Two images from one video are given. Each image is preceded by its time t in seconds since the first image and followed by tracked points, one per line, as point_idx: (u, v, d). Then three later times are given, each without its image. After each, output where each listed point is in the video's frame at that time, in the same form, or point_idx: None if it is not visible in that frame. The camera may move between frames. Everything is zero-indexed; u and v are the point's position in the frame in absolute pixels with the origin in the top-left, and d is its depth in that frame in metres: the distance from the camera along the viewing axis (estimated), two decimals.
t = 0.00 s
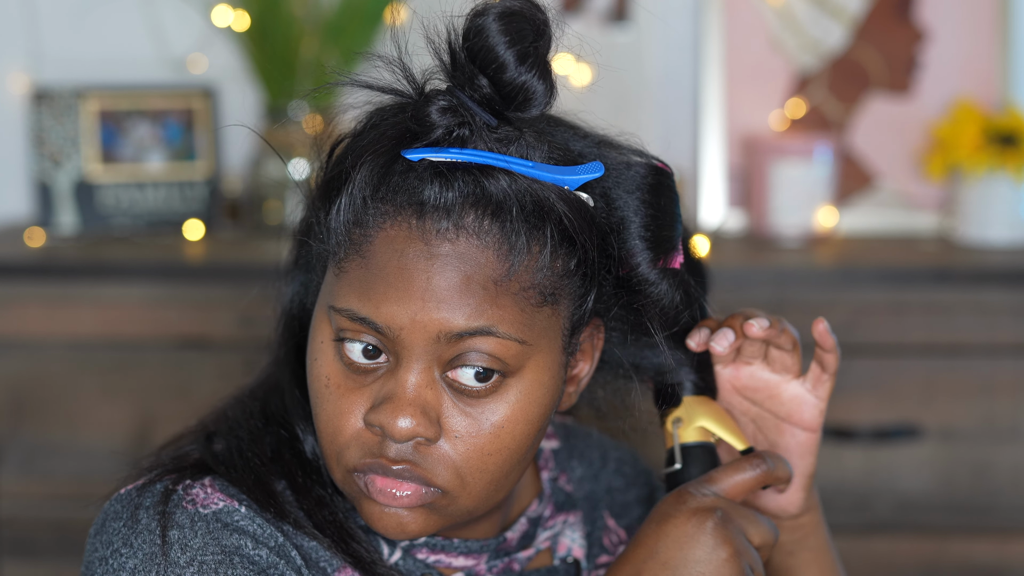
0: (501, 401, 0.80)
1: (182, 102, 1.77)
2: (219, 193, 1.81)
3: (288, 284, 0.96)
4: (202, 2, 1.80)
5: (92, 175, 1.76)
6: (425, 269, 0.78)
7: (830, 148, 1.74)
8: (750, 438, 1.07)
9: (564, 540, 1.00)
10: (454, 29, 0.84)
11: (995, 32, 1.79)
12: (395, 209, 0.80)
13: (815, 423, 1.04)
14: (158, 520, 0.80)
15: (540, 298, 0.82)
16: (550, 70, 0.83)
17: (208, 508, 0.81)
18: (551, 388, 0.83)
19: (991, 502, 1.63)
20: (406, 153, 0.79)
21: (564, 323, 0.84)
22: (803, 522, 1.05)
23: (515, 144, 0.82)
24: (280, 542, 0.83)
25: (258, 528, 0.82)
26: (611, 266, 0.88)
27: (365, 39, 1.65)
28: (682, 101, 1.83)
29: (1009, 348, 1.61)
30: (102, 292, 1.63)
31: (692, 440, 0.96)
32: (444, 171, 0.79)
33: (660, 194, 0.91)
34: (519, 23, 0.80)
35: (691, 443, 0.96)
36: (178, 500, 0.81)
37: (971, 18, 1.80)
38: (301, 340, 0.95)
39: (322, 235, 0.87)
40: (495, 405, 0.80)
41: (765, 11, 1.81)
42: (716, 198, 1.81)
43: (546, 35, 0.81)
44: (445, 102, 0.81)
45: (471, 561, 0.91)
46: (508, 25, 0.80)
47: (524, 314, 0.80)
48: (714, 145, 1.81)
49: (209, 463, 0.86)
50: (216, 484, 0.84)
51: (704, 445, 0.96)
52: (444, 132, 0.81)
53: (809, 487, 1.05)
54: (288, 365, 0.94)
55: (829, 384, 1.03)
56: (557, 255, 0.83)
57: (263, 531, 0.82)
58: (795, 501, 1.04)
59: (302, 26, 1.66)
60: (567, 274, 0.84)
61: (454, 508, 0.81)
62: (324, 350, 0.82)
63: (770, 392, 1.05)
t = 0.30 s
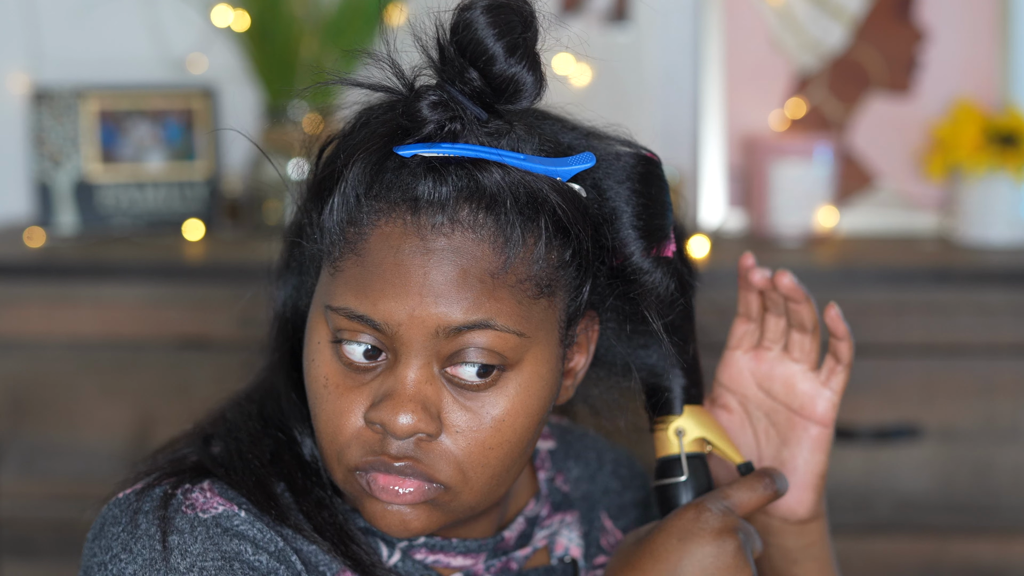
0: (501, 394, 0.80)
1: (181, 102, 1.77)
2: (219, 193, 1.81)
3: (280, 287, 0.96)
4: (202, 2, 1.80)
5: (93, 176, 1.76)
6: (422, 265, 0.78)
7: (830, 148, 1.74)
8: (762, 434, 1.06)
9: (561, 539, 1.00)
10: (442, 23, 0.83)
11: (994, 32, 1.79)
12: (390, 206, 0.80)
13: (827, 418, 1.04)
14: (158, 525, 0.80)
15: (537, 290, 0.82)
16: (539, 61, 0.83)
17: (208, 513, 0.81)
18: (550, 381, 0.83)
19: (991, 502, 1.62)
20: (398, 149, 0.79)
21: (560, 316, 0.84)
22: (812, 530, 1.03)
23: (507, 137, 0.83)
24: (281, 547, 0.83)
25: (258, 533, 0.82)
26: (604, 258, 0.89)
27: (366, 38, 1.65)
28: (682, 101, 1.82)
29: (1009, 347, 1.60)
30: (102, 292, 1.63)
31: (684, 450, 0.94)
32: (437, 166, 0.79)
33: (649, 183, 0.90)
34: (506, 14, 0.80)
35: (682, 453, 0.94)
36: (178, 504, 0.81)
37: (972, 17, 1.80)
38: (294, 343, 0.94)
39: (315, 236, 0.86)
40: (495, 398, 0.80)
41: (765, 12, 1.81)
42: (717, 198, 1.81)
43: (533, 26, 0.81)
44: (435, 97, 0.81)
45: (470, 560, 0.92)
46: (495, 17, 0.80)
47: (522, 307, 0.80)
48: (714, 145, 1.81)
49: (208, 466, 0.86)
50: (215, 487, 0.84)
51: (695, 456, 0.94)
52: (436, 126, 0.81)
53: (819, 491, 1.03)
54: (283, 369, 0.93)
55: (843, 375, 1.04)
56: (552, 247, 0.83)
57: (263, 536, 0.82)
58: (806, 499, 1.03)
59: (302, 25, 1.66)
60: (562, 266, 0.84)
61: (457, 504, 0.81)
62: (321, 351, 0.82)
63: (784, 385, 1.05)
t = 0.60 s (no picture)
0: (511, 399, 0.82)
1: (181, 102, 1.77)
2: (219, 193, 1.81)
3: (267, 297, 0.97)
4: (202, 2, 1.80)
5: (93, 175, 1.75)
6: (431, 278, 0.78)
7: (830, 148, 1.74)
8: (799, 438, 1.16)
9: (560, 538, 1.00)
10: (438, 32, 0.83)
11: (994, 32, 1.79)
12: (395, 218, 0.80)
13: (860, 419, 1.15)
14: (158, 527, 0.80)
15: (543, 295, 0.83)
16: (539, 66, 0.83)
17: (208, 515, 0.81)
18: (556, 386, 0.85)
19: (991, 502, 1.62)
20: (401, 160, 0.79)
21: (565, 319, 0.86)
22: (836, 531, 1.12)
23: (507, 143, 0.82)
24: (282, 548, 0.84)
25: (259, 534, 0.83)
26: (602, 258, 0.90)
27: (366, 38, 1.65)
28: (682, 101, 1.83)
29: (1010, 348, 1.60)
30: (102, 292, 1.63)
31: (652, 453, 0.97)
32: (442, 176, 0.80)
33: (642, 178, 0.93)
34: (507, 23, 0.80)
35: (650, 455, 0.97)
36: (177, 506, 0.81)
37: (972, 17, 1.80)
38: (287, 351, 0.95)
39: (313, 245, 0.86)
40: (505, 404, 0.81)
41: (766, 12, 1.81)
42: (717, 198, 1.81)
43: (531, 31, 0.81)
44: (436, 106, 0.81)
45: (467, 560, 0.92)
46: (495, 25, 0.80)
47: (530, 314, 0.82)
48: (714, 143, 1.81)
49: (205, 468, 0.86)
50: (214, 489, 0.84)
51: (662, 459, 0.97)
52: (438, 137, 0.81)
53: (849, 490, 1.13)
54: (278, 377, 0.94)
55: (865, 376, 1.16)
56: (556, 253, 0.84)
57: (264, 537, 0.83)
58: (837, 499, 1.12)
59: (302, 26, 1.66)
60: (567, 271, 0.85)
61: (469, 510, 0.83)
62: (324, 362, 0.81)
63: (820, 390, 1.17)
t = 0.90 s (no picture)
0: (530, 410, 0.83)
1: (181, 102, 1.77)
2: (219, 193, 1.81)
3: (267, 300, 0.98)
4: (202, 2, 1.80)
5: (93, 176, 1.75)
6: (457, 292, 0.78)
7: (830, 149, 1.74)
8: (789, 431, 1.17)
9: (558, 534, 1.00)
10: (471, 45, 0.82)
11: (994, 32, 1.79)
12: (421, 231, 0.80)
13: (848, 410, 1.16)
14: (170, 528, 0.80)
15: (564, 307, 0.84)
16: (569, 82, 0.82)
17: (220, 516, 0.82)
18: (571, 394, 0.87)
19: (991, 502, 1.62)
20: (430, 174, 0.79)
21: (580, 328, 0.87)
22: (829, 518, 1.12)
23: (533, 157, 0.82)
24: (295, 548, 0.84)
25: (271, 534, 0.83)
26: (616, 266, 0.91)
27: (366, 38, 1.66)
28: (682, 99, 1.83)
29: (1010, 347, 1.61)
30: (103, 292, 1.63)
31: (641, 452, 0.97)
32: (469, 189, 0.80)
33: (650, 183, 0.93)
34: (541, 40, 0.79)
35: (640, 454, 0.97)
36: (188, 508, 0.81)
37: (971, 17, 1.80)
38: (292, 355, 0.96)
39: (326, 255, 0.86)
40: (524, 415, 0.83)
41: (765, 12, 1.81)
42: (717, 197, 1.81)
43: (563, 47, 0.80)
44: (465, 120, 0.80)
45: (470, 558, 0.93)
46: (529, 44, 0.78)
47: (552, 326, 0.83)
48: (713, 144, 1.81)
49: (211, 471, 0.86)
50: (223, 490, 0.84)
51: (652, 458, 0.97)
52: (467, 152, 0.80)
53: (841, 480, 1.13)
54: (283, 379, 0.95)
55: (847, 371, 1.17)
56: (577, 264, 0.85)
57: (277, 537, 0.83)
58: (829, 485, 1.12)
59: (303, 25, 1.66)
60: (586, 281, 0.86)
61: (485, 516, 0.86)
62: (342, 372, 0.82)
63: (807, 385, 1.19)
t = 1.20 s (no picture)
0: (521, 404, 0.83)
1: (181, 102, 1.77)
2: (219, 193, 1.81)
3: (268, 297, 0.98)
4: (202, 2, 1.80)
5: (93, 176, 1.75)
6: (444, 284, 0.78)
7: (831, 148, 1.74)
8: (800, 437, 1.16)
9: (561, 534, 1.00)
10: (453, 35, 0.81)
11: (995, 32, 1.79)
12: (406, 224, 0.80)
13: (860, 417, 1.14)
14: (172, 526, 0.80)
15: (554, 300, 0.84)
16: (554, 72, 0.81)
17: (221, 514, 0.81)
18: (564, 388, 0.86)
19: (992, 501, 1.62)
20: (414, 167, 0.79)
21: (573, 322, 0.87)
22: (838, 525, 1.12)
23: (519, 148, 0.82)
24: (296, 546, 0.84)
25: (273, 532, 0.83)
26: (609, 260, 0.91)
27: (366, 37, 1.66)
28: (682, 99, 1.82)
29: (1010, 348, 1.61)
30: (103, 292, 1.63)
31: (643, 451, 0.97)
32: (455, 182, 0.80)
33: (646, 179, 0.93)
34: (522, 30, 0.78)
35: (642, 453, 0.97)
36: (190, 506, 0.81)
37: (972, 17, 1.80)
38: (291, 352, 0.96)
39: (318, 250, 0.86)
40: (515, 409, 0.83)
41: (765, 12, 1.81)
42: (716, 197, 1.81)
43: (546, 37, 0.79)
44: (450, 113, 0.80)
45: (473, 557, 0.93)
46: (511, 34, 0.78)
47: (541, 319, 0.83)
48: (713, 146, 1.81)
49: (214, 469, 0.86)
50: (225, 488, 0.84)
51: (654, 458, 0.97)
52: (452, 144, 0.80)
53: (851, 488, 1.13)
54: (281, 377, 0.95)
55: (859, 381, 1.14)
56: (567, 257, 0.85)
57: (278, 535, 0.83)
58: (839, 493, 1.12)
59: (303, 25, 1.65)
60: (577, 274, 0.86)
61: (478, 513, 0.85)
62: (334, 367, 0.82)
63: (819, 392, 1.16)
